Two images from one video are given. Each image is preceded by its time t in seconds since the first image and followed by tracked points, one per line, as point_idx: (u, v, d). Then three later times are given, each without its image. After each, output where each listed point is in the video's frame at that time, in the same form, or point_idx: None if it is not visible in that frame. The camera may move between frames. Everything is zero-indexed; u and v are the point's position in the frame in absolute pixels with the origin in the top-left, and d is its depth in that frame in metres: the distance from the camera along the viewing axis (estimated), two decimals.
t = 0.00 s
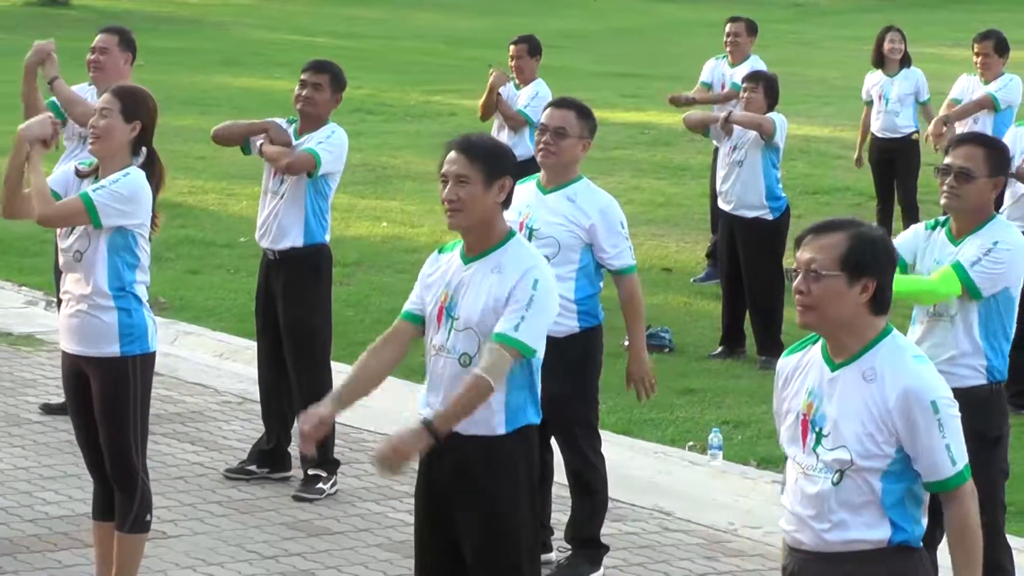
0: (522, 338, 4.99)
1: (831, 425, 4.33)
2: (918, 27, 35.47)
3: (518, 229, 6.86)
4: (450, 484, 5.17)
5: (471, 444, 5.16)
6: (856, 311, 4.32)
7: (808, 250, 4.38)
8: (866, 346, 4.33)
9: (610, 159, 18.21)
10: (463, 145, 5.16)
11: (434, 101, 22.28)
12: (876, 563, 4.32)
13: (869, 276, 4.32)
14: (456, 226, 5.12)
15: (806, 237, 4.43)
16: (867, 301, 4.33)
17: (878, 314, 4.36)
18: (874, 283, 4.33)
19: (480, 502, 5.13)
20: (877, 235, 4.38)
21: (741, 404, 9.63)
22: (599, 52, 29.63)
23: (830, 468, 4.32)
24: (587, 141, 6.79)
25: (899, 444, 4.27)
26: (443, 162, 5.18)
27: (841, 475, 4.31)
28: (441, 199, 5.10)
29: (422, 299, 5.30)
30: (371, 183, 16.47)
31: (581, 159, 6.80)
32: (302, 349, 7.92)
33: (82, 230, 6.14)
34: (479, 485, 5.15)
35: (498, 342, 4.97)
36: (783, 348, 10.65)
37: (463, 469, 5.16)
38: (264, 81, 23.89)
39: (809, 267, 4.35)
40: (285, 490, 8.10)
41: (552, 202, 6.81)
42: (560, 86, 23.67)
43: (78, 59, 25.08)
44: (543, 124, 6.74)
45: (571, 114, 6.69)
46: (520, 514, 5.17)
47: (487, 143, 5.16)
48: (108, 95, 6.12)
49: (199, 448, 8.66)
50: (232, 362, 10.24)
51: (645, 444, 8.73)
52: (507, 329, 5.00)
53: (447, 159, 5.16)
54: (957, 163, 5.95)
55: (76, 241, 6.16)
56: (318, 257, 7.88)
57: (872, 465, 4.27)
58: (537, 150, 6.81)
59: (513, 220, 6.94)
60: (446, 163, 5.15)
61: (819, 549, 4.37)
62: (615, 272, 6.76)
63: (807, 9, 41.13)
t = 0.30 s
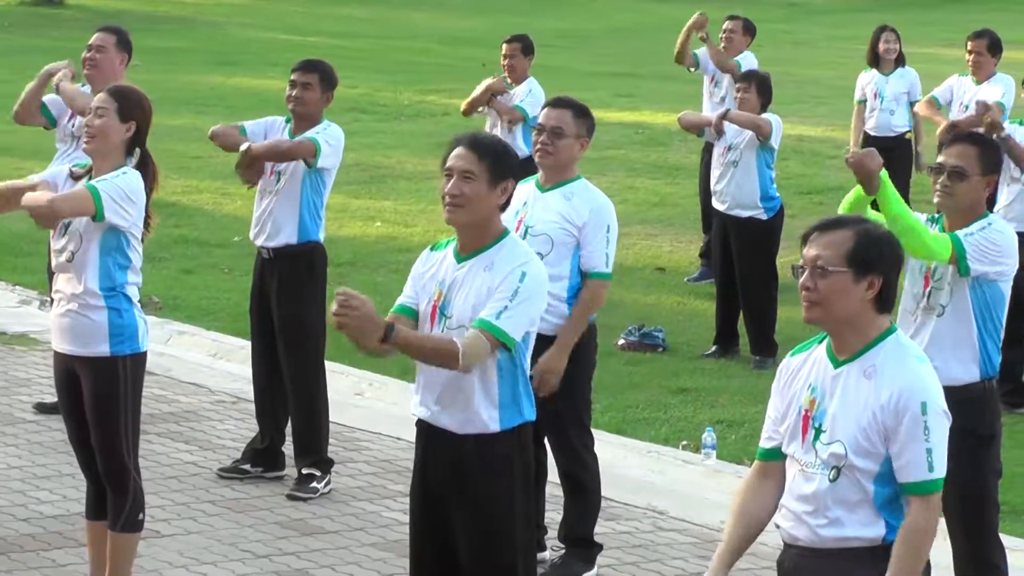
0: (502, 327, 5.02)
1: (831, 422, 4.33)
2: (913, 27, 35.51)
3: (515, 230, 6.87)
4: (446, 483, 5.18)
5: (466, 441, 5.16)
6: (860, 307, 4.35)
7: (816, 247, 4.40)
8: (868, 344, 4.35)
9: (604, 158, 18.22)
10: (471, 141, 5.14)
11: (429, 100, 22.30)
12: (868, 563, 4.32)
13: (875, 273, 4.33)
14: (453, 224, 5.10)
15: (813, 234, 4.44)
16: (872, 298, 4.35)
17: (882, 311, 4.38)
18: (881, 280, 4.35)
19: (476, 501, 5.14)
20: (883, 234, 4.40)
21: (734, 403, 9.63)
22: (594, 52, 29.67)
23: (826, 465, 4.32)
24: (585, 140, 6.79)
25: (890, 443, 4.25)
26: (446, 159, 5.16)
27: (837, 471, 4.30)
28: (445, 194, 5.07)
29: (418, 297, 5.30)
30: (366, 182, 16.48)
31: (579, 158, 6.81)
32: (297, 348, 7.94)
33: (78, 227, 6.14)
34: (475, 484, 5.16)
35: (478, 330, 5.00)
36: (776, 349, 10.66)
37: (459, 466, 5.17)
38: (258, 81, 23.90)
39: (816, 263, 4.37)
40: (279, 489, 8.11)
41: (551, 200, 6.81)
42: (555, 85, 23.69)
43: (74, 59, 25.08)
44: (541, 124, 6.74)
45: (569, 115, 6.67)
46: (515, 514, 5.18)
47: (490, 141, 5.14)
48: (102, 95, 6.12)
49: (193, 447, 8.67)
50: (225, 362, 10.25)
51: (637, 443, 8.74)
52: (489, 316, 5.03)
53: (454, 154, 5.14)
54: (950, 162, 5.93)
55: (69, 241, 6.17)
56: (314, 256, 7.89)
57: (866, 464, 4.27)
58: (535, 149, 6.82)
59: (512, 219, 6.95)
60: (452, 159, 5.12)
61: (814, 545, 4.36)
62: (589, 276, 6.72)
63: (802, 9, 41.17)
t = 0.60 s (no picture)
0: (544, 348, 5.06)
1: (830, 418, 4.32)
2: (908, 25, 35.52)
3: (513, 228, 6.85)
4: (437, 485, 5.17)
5: (460, 442, 5.13)
6: (866, 304, 4.34)
7: (822, 243, 4.38)
8: (872, 343, 4.33)
9: (599, 156, 18.22)
10: (463, 142, 5.12)
11: (424, 98, 22.30)
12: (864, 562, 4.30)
13: (881, 270, 4.32)
14: (453, 229, 5.06)
15: (819, 230, 4.43)
16: (877, 295, 4.34)
17: (885, 308, 4.37)
18: (886, 277, 4.34)
19: (469, 503, 5.12)
20: (889, 231, 4.39)
21: (729, 402, 9.63)
22: (590, 50, 29.67)
23: (824, 463, 4.30)
24: (583, 138, 6.79)
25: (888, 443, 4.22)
26: (434, 161, 5.11)
27: (835, 470, 4.28)
28: (445, 197, 5.02)
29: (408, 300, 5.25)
30: (360, 180, 16.47)
31: (578, 156, 6.81)
32: (292, 347, 7.92)
33: (77, 224, 6.14)
34: (467, 486, 5.13)
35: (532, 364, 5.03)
36: (772, 347, 10.66)
37: (453, 466, 5.14)
38: (253, 78, 23.89)
39: (822, 260, 4.35)
40: (274, 487, 8.11)
41: (549, 197, 6.80)
42: (550, 83, 23.69)
43: (68, 57, 25.07)
44: (539, 121, 6.75)
45: (568, 112, 6.67)
46: (508, 516, 5.14)
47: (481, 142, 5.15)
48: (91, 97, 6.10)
49: (189, 445, 8.67)
50: (221, 360, 10.24)
51: (633, 442, 8.74)
52: (522, 343, 5.03)
53: (443, 156, 5.10)
54: (948, 161, 5.94)
55: (66, 238, 6.17)
56: (309, 254, 7.89)
57: (864, 462, 4.24)
58: (532, 147, 6.82)
59: (508, 217, 6.92)
60: (445, 160, 5.09)
61: (808, 543, 4.35)
62: (584, 274, 6.67)
63: (796, 7, 41.18)
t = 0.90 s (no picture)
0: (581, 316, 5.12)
1: (824, 415, 4.32)
2: (904, 21, 35.52)
3: (507, 223, 6.86)
4: (437, 482, 5.08)
5: (460, 439, 5.05)
6: (858, 302, 4.33)
7: (812, 241, 4.38)
8: (866, 338, 4.32)
9: (594, 153, 18.22)
10: (460, 143, 5.14)
11: (420, 95, 22.30)
12: (861, 560, 4.30)
13: (872, 266, 4.33)
14: (466, 230, 5.06)
15: (809, 228, 4.44)
16: (869, 292, 4.34)
17: (878, 305, 4.37)
18: (877, 274, 4.34)
19: (469, 501, 5.04)
20: (879, 228, 4.39)
21: (724, 398, 9.64)
22: (587, 47, 29.67)
23: (819, 461, 4.31)
24: (578, 135, 6.80)
25: (884, 440, 4.22)
26: (438, 163, 5.08)
27: (831, 470, 4.28)
28: (460, 200, 5.03)
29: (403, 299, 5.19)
30: (356, 177, 16.47)
31: (572, 153, 6.81)
32: (288, 345, 7.93)
33: (73, 217, 6.14)
34: (468, 483, 5.05)
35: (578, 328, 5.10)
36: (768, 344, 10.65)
37: (452, 464, 5.05)
38: (249, 75, 23.89)
39: (812, 257, 4.36)
40: (270, 484, 8.11)
41: (543, 193, 6.79)
42: (546, 79, 23.69)
43: (65, 54, 25.07)
44: (535, 116, 6.77)
45: (563, 107, 6.73)
46: (507, 514, 5.08)
47: (476, 144, 5.18)
48: (86, 97, 6.10)
49: (184, 442, 8.67)
50: (217, 356, 10.24)
51: (628, 438, 8.74)
52: (552, 327, 5.09)
53: (446, 158, 5.08)
54: (941, 156, 5.99)
55: (61, 232, 6.16)
56: (305, 251, 7.88)
57: (859, 459, 4.25)
58: (527, 142, 6.82)
59: (504, 214, 6.92)
60: (450, 163, 5.08)
61: (802, 540, 4.36)
62: (595, 272, 6.73)
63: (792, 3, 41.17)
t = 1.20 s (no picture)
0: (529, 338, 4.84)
1: (820, 410, 4.31)
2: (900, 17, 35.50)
3: (505, 219, 6.85)
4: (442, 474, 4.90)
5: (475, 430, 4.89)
6: (852, 297, 4.33)
7: (805, 237, 4.38)
8: (860, 333, 4.31)
9: (590, 149, 18.22)
10: (472, 137, 4.89)
11: (416, 91, 22.30)
12: (855, 556, 4.30)
13: (865, 261, 4.32)
14: (477, 229, 4.88)
15: (802, 224, 4.43)
16: (863, 287, 4.33)
17: (873, 300, 4.36)
18: (871, 268, 4.33)
19: (480, 495, 4.88)
20: (872, 222, 4.38)
21: (720, 394, 9.63)
22: (583, 42, 29.66)
23: (815, 457, 4.30)
24: (575, 130, 6.78)
25: (879, 436, 4.22)
26: (452, 160, 4.84)
27: (828, 467, 4.28)
28: (474, 200, 4.82)
29: (404, 296, 4.93)
30: (352, 173, 16.47)
31: (568, 148, 6.79)
32: (284, 341, 7.92)
33: (71, 211, 6.13)
34: (480, 476, 4.89)
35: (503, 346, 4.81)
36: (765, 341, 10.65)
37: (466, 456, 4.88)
38: (245, 71, 23.88)
39: (805, 253, 4.35)
40: (266, 480, 8.10)
41: (540, 188, 6.78)
42: (543, 75, 23.68)
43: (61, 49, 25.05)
44: (530, 112, 6.75)
45: (559, 103, 6.69)
46: (512, 513, 4.92)
47: (486, 136, 4.94)
48: (80, 94, 6.08)
49: (180, 438, 8.67)
50: (213, 353, 10.23)
51: (623, 434, 8.74)
52: (511, 328, 4.83)
53: (461, 155, 4.85)
54: (931, 152, 5.98)
55: (60, 225, 6.17)
56: (300, 247, 7.87)
57: (853, 455, 4.25)
58: (524, 138, 6.81)
59: (501, 210, 6.91)
60: (465, 160, 4.84)
61: (802, 536, 4.35)
62: (590, 269, 6.67)
63: None
